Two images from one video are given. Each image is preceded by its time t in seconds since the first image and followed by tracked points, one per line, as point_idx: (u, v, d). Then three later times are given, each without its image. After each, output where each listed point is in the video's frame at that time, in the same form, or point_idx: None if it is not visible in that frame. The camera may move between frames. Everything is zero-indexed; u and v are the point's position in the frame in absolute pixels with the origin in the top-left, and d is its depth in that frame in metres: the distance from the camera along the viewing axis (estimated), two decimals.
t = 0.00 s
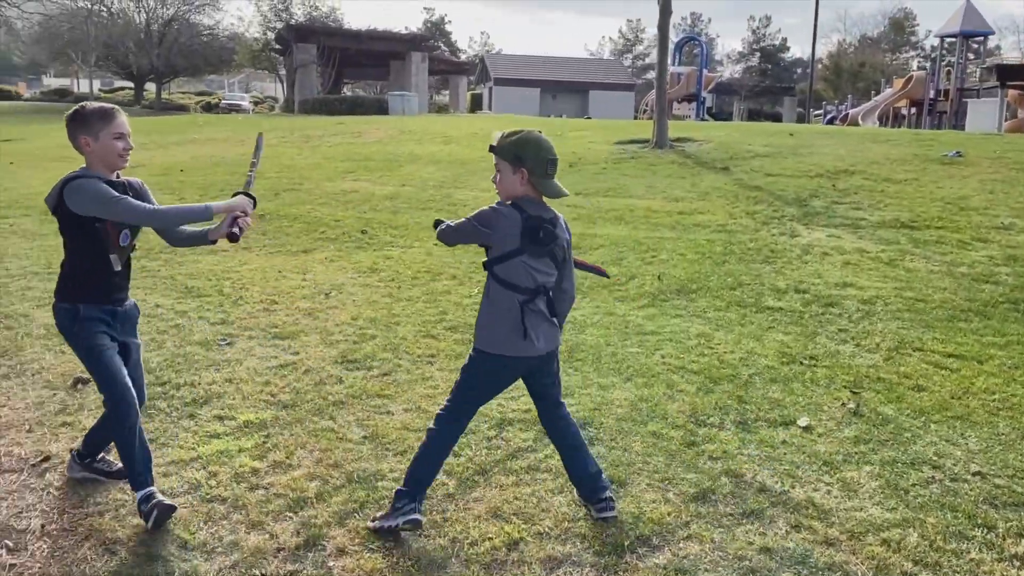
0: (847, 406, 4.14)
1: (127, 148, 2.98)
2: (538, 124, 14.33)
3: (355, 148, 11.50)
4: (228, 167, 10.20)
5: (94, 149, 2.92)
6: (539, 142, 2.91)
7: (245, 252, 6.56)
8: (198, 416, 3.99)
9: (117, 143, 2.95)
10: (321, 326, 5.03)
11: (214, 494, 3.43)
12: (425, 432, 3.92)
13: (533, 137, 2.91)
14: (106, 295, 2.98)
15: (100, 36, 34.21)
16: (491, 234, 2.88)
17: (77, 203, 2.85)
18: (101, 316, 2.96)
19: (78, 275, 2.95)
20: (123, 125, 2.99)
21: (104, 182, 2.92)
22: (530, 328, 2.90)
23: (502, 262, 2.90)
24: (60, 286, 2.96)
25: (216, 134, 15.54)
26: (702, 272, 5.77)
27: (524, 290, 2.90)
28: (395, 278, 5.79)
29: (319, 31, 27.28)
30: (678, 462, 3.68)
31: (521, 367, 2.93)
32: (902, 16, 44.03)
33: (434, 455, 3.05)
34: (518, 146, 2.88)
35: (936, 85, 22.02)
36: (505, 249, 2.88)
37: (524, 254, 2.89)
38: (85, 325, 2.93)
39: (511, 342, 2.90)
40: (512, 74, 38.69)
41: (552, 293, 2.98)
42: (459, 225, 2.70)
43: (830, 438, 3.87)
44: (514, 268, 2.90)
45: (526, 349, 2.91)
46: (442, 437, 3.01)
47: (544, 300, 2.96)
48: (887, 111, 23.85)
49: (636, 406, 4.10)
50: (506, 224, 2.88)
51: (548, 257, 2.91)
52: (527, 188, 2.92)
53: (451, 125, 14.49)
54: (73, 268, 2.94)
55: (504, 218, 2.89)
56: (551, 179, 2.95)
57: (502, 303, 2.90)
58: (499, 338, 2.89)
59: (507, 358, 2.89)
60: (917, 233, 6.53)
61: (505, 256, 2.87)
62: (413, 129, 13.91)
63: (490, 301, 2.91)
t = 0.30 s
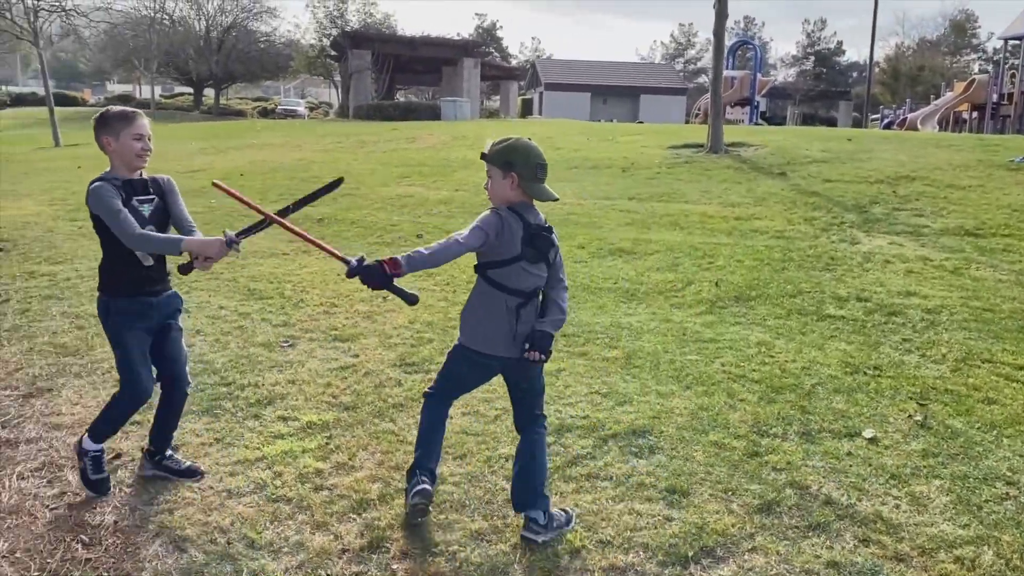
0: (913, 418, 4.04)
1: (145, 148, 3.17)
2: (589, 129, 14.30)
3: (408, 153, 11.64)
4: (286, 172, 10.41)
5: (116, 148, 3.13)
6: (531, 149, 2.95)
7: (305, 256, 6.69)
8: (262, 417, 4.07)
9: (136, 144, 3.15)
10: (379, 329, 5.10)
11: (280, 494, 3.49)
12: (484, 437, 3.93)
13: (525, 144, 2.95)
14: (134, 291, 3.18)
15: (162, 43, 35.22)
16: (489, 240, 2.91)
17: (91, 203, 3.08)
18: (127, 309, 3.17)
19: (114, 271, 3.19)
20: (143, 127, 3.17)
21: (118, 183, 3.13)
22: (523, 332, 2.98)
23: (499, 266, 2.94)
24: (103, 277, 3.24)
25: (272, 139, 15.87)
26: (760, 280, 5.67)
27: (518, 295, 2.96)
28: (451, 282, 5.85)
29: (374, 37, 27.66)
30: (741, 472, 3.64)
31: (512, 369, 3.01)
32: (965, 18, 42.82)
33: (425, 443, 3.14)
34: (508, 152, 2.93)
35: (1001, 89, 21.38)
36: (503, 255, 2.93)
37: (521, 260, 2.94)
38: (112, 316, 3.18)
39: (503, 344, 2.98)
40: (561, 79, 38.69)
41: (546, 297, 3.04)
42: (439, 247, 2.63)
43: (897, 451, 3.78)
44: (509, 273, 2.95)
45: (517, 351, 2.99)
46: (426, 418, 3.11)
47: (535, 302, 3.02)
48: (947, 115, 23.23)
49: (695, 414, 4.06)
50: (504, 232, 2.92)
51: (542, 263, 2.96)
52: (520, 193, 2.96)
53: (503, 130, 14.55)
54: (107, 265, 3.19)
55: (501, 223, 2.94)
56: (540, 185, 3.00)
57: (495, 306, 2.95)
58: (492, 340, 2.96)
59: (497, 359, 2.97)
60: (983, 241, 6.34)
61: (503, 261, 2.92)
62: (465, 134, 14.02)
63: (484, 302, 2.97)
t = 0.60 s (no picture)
0: (991, 436, 3.90)
1: (178, 166, 3.26)
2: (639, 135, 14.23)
3: (459, 161, 11.72)
4: (339, 179, 10.55)
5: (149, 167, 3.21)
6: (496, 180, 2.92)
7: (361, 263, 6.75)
8: (326, 423, 4.09)
9: (169, 163, 3.23)
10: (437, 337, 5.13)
11: (347, 502, 3.49)
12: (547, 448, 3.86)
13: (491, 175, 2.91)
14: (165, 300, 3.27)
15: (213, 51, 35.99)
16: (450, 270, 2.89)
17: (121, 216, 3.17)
18: (162, 322, 3.25)
19: (144, 285, 3.26)
20: (174, 146, 3.25)
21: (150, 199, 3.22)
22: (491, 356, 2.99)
23: (464, 294, 2.93)
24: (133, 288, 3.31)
25: (323, 146, 16.10)
26: (821, 292, 5.56)
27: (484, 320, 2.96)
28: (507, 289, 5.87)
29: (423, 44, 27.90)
30: (813, 489, 3.54)
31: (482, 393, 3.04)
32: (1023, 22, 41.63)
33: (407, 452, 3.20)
34: (478, 181, 2.91)
35: None
36: (467, 284, 2.91)
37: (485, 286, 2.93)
38: (145, 329, 3.25)
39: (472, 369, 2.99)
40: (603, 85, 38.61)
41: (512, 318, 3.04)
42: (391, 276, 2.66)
43: (975, 470, 3.65)
44: (476, 299, 2.95)
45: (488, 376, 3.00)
46: (405, 434, 3.12)
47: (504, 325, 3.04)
48: (1006, 122, 22.62)
49: (764, 429, 3.98)
50: (465, 261, 2.90)
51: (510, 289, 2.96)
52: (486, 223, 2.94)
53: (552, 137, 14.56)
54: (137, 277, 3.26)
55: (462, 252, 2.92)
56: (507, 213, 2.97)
57: (463, 333, 2.96)
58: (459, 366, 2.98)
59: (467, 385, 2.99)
60: None
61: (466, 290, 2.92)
62: (514, 141, 14.06)
63: (451, 329, 2.97)
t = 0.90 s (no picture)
0: None
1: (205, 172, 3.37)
2: (685, 142, 14.13)
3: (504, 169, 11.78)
4: (387, 187, 10.67)
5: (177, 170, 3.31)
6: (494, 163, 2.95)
7: (411, 270, 6.80)
8: (382, 430, 4.09)
9: (197, 168, 3.35)
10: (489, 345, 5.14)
11: (406, 510, 3.43)
12: (606, 459, 3.79)
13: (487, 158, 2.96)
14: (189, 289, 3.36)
15: (256, 59, 36.68)
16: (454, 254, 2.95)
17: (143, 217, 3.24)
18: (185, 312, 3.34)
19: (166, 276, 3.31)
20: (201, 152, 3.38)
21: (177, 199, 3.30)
22: (501, 338, 3.00)
23: (470, 278, 2.97)
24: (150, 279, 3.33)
25: (368, 153, 16.28)
26: (880, 304, 5.45)
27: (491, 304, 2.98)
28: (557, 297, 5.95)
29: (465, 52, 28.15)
30: (883, 506, 3.40)
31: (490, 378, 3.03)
32: None
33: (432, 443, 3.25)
34: (477, 164, 2.99)
35: None
36: (474, 267, 2.95)
37: (491, 269, 2.96)
38: (170, 328, 3.30)
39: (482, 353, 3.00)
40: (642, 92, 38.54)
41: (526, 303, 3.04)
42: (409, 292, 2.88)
43: None
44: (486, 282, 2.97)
45: (496, 358, 3.00)
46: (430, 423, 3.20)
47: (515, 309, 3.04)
48: None
49: (830, 443, 3.87)
50: (468, 244, 2.95)
51: (517, 272, 2.97)
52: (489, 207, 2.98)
53: (596, 144, 14.54)
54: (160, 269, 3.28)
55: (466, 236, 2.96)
56: (510, 197, 3.00)
57: (470, 316, 3.00)
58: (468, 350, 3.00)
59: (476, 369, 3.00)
60: None
61: (472, 273, 2.96)
62: (559, 148, 14.07)
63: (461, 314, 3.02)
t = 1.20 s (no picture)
0: None
1: (223, 184, 3.56)
2: (721, 148, 14.03)
3: (539, 175, 11.80)
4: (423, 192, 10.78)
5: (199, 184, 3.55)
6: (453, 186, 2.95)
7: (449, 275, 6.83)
8: (423, 435, 4.08)
9: (214, 179, 3.56)
10: (528, 350, 5.15)
11: (449, 516, 3.38)
12: (650, 467, 3.73)
13: (445, 182, 2.96)
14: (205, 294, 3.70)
15: (291, 65, 37.19)
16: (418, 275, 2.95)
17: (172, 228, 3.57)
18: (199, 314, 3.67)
19: (184, 282, 3.66)
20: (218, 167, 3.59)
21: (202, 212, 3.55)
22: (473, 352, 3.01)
23: (438, 297, 2.97)
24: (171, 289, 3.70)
25: (403, 158, 16.44)
26: (926, 312, 5.37)
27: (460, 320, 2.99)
28: (596, 303, 5.96)
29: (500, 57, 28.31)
30: (936, 519, 3.26)
31: (466, 391, 3.02)
32: None
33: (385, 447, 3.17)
34: (436, 191, 2.96)
35: None
36: (439, 288, 2.96)
37: (456, 287, 2.98)
38: (183, 327, 3.63)
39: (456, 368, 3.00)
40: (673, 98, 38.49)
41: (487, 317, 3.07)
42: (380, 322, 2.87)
43: None
44: (449, 302, 2.98)
45: (469, 373, 3.00)
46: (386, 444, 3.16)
47: (482, 323, 3.07)
48: None
49: (879, 454, 3.77)
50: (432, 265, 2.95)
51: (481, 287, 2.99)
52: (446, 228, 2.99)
53: (631, 149, 14.50)
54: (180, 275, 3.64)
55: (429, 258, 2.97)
56: (467, 218, 3.01)
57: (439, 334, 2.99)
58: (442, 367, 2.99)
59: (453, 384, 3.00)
60: None
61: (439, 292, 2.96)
62: (592, 153, 14.11)
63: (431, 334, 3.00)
